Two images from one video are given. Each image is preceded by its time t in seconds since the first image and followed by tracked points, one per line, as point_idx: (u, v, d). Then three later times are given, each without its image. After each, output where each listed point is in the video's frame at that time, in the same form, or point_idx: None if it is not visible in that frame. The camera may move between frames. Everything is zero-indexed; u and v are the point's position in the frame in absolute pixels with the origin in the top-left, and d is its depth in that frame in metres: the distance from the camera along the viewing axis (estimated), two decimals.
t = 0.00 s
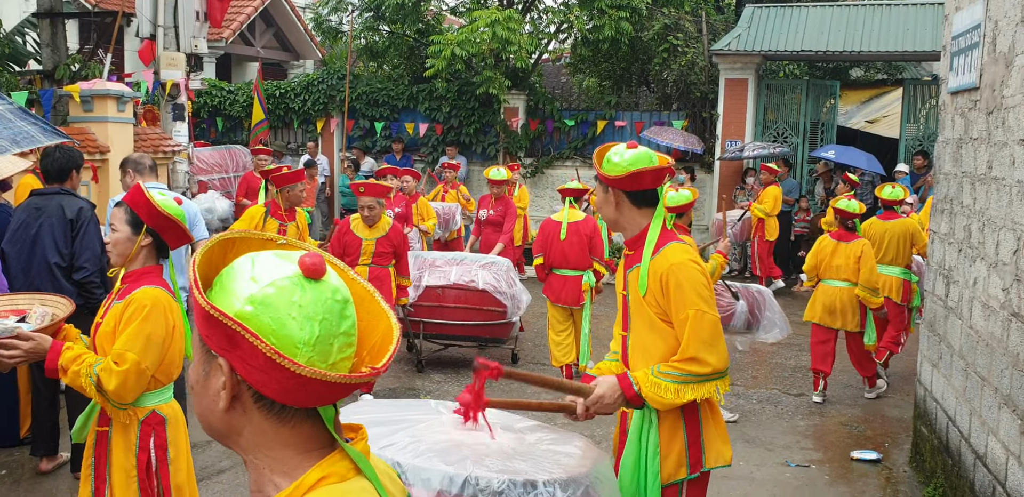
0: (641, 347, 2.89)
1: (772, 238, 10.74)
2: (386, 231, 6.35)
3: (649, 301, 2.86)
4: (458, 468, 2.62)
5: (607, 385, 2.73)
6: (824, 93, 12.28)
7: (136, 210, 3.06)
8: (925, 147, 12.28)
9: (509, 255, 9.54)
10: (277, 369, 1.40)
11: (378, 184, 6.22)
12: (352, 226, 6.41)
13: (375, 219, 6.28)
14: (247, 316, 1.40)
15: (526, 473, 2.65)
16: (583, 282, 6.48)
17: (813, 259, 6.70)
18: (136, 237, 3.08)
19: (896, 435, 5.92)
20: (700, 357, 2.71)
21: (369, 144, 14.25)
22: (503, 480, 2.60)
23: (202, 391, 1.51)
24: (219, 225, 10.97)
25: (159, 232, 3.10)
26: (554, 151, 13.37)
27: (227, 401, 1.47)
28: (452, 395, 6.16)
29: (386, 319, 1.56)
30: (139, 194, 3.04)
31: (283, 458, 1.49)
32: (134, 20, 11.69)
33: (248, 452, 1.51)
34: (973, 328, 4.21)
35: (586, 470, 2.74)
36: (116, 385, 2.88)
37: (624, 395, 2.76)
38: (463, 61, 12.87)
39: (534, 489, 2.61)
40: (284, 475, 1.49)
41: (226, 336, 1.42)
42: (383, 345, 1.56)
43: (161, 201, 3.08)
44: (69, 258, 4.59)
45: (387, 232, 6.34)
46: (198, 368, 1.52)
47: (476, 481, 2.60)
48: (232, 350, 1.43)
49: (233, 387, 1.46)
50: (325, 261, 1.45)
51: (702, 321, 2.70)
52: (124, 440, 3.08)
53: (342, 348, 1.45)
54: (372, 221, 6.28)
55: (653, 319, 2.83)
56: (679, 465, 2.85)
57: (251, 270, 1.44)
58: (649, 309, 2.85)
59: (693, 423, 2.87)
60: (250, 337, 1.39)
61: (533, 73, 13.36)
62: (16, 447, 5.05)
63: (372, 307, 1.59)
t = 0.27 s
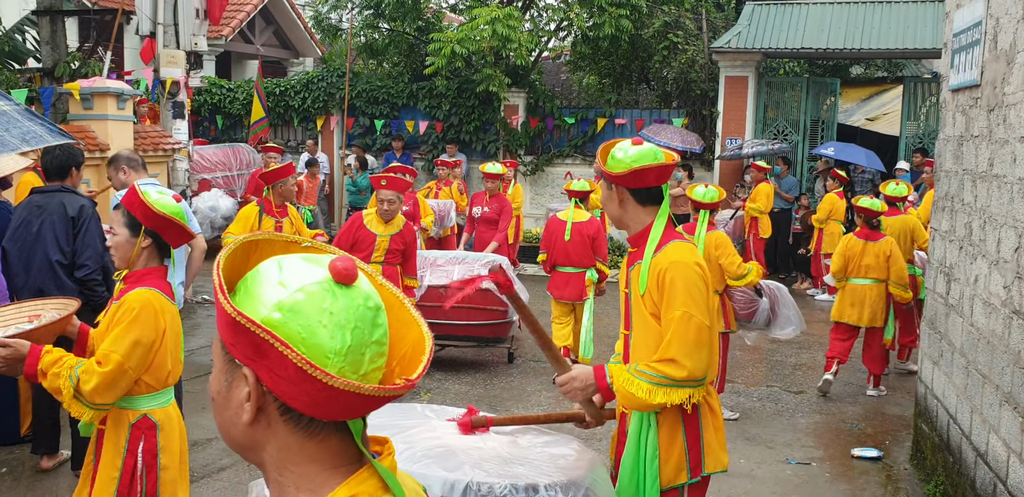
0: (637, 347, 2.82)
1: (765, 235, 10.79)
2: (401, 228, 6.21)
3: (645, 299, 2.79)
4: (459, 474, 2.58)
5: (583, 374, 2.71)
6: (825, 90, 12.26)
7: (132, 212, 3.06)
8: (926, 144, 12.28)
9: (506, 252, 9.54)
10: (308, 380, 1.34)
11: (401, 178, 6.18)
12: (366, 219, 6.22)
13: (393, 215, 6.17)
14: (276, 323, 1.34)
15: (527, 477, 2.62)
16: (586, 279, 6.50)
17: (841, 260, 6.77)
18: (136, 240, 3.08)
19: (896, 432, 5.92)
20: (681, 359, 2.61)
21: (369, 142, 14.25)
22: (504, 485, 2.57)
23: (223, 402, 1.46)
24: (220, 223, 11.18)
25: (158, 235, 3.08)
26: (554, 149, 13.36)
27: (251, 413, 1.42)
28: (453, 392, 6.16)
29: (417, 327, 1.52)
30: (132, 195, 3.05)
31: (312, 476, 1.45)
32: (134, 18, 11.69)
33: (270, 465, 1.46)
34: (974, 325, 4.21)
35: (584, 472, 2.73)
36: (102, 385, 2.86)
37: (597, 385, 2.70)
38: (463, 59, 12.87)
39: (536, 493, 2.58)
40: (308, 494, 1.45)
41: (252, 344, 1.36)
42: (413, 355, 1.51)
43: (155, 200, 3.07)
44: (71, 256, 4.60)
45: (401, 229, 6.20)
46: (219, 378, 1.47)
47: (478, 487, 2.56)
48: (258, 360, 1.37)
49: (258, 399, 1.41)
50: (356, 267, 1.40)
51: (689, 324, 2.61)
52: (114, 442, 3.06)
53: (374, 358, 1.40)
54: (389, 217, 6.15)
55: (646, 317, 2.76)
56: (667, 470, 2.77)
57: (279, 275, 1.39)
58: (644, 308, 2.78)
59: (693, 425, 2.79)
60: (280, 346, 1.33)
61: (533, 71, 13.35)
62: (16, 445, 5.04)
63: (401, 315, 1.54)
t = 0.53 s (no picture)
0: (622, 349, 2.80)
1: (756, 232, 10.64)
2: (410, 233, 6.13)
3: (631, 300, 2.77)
4: (458, 481, 2.60)
5: (581, 407, 2.68)
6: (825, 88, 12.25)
7: (141, 225, 3.02)
8: (926, 142, 12.27)
9: (505, 250, 9.54)
10: (331, 390, 1.29)
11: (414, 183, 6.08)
12: (376, 224, 6.11)
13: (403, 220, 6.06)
14: (296, 331, 1.29)
15: (527, 482, 2.65)
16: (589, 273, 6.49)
17: (853, 252, 6.91)
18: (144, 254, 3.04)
19: (896, 430, 5.92)
20: (671, 365, 2.61)
21: (369, 140, 14.25)
22: (504, 491, 2.59)
23: (239, 416, 1.41)
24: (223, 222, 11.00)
25: (168, 249, 3.05)
26: (554, 147, 13.35)
27: (269, 426, 1.37)
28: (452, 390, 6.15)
29: (437, 331, 1.49)
30: (141, 207, 3.00)
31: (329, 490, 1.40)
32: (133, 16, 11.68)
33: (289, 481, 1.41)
34: (973, 323, 4.20)
35: (582, 476, 2.73)
36: (111, 399, 2.88)
37: (598, 415, 2.67)
38: (463, 57, 12.86)
39: None
40: None
41: (270, 354, 1.31)
42: (435, 361, 1.47)
43: (165, 213, 3.03)
44: (73, 255, 4.59)
45: (411, 234, 6.12)
46: (232, 391, 1.42)
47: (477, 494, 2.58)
48: (277, 370, 1.32)
49: (277, 411, 1.36)
50: (376, 270, 1.36)
51: (677, 327, 2.61)
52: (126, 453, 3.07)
53: (397, 365, 1.35)
54: (400, 221, 6.05)
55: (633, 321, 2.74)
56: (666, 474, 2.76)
57: (296, 281, 1.34)
58: (631, 310, 2.76)
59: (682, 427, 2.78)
60: (302, 355, 1.28)
61: (533, 69, 13.33)
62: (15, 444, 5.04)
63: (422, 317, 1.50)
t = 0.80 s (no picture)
0: (598, 349, 2.79)
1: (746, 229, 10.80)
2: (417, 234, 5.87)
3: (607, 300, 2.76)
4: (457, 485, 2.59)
5: (574, 419, 2.63)
6: (824, 85, 12.24)
7: (147, 216, 3.00)
8: (925, 139, 12.26)
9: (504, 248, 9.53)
10: (349, 401, 1.24)
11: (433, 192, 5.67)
12: (384, 227, 5.77)
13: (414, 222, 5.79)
14: (309, 341, 1.24)
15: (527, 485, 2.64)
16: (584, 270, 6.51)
17: (856, 251, 6.91)
18: (149, 245, 3.02)
19: (896, 427, 5.91)
20: (651, 363, 2.61)
21: (368, 138, 14.22)
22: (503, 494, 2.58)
23: (248, 432, 1.34)
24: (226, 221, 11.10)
25: (173, 240, 3.05)
26: (554, 145, 13.34)
27: (281, 442, 1.31)
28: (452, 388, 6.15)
29: (447, 334, 1.49)
30: (150, 197, 2.98)
31: None
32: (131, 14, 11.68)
33: None
34: (973, 320, 4.19)
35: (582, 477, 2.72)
36: (115, 392, 2.87)
37: (592, 424, 2.64)
38: (462, 55, 12.83)
39: None
40: None
41: (282, 366, 1.25)
42: (447, 365, 1.46)
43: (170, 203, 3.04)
44: (86, 253, 4.58)
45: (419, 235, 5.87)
46: (237, 405, 1.35)
47: None
48: (289, 382, 1.27)
49: (289, 425, 1.30)
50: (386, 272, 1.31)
51: (658, 321, 2.61)
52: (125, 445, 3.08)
53: (411, 371, 1.32)
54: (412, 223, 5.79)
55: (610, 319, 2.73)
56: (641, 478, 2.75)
57: (303, 286, 1.28)
58: (608, 309, 2.74)
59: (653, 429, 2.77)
60: (316, 366, 1.22)
61: (532, 66, 13.31)
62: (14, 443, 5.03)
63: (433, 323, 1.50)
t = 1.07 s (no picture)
0: (575, 344, 2.77)
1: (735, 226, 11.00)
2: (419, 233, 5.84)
3: (585, 295, 2.75)
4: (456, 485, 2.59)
5: (553, 406, 2.58)
6: (824, 83, 12.23)
7: (158, 213, 3.00)
8: (926, 137, 12.26)
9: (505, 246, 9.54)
10: (362, 409, 1.23)
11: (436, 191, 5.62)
12: (388, 226, 5.75)
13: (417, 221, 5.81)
14: (317, 349, 1.23)
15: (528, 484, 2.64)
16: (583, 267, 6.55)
17: (858, 249, 6.95)
18: (158, 241, 3.02)
19: (896, 426, 5.91)
20: (632, 355, 2.61)
21: (368, 137, 14.19)
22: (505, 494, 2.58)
23: (254, 446, 1.32)
24: (231, 219, 11.30)
25: (183, 236, 3.07)
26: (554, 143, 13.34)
27: (290, 455, 1.29)
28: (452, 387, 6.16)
29: (452, 336, 1.49)
30: (158, 193, 2.99)
31: None
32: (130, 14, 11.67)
33: None
34: (973, 318, 4.19)
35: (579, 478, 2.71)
36: (132, 387, 2.86)
37: (571, 414, 2.61)
38: (462, 54, 12.82)
39: None
40: None
41: (290, 377, 1.24)
42: (455, 366, 1.46)
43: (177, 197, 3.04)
44: (103, 252, 4.53)
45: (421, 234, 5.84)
46: (241, 419, 1.33)
47: None
48: (298, 393, 1.25)
49: (298, 437, 1.28)
50: (391, 275, 1.31)
51: (640, 315, 2.61)
52: (131, 440, 3.03)
53: (422, 375, 1.31)
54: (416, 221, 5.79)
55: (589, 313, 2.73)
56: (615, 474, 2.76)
57: (306, 293, 1.27)
58: (585, 303, 2.74)
59: (628, 421, 2.78)
60: (326, 374, 1.21)
61: (532, 65, 13.30)
62: (15, 443, 5.03)
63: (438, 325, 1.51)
